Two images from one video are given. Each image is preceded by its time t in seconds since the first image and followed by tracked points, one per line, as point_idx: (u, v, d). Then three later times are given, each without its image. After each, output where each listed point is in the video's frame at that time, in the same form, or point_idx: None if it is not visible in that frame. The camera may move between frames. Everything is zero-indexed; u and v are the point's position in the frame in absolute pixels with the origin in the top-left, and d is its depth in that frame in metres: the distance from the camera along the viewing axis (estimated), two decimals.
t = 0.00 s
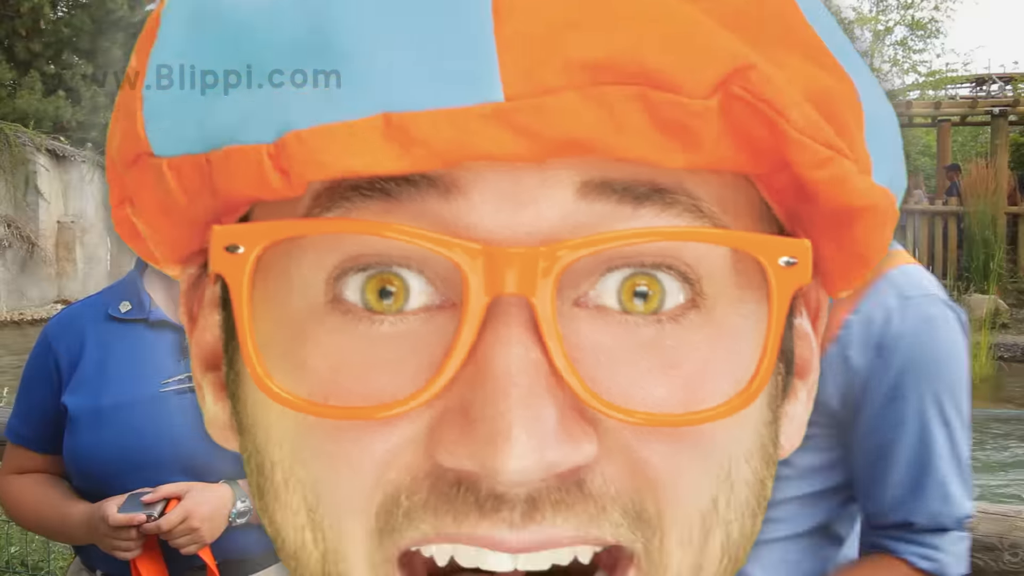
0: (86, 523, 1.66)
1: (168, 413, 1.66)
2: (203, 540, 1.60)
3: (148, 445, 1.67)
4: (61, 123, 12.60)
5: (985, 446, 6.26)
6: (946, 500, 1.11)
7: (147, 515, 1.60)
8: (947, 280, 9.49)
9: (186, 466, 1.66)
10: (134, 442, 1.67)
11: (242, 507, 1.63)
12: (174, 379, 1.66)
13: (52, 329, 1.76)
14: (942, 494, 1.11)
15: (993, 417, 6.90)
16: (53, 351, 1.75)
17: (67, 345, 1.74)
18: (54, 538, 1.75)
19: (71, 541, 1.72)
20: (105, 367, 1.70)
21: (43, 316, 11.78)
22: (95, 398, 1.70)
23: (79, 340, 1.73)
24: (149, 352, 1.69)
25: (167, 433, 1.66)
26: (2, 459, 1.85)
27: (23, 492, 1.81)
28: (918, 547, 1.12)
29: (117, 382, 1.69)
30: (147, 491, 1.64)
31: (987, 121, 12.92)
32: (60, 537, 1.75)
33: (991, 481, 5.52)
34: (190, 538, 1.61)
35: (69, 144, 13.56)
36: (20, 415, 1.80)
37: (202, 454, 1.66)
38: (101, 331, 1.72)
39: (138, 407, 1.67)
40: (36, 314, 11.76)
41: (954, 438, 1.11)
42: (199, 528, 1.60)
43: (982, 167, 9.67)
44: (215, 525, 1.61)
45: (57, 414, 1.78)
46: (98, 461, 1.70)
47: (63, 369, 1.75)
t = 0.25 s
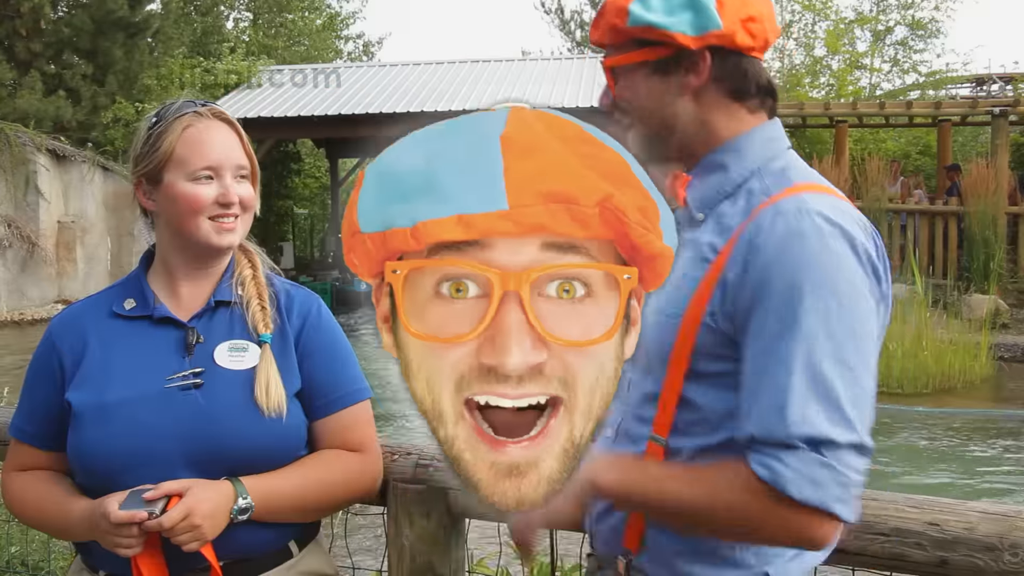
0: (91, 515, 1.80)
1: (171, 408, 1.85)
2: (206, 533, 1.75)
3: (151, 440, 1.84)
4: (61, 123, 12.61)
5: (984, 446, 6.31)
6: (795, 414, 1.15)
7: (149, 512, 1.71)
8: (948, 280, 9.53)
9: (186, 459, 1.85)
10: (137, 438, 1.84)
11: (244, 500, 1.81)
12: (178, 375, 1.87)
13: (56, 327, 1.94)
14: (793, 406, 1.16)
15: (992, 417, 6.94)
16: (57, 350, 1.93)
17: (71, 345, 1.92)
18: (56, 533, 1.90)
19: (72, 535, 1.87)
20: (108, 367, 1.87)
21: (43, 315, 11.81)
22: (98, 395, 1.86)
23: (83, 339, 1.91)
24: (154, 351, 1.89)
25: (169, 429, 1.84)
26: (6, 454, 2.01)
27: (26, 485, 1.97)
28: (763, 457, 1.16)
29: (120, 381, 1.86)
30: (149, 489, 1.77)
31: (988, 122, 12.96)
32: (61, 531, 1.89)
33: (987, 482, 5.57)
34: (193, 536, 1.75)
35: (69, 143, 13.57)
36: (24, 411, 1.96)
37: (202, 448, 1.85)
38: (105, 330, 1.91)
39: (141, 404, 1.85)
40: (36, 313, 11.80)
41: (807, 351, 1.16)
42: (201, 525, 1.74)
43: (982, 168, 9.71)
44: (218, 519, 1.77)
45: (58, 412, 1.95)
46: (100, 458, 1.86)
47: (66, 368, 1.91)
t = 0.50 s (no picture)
0: (99, 515, 1.80)
1: (179, 408, 1.84)
2: (212, 532, 1.78)
3: (158, 441, 1.84)
4: (62, 123, 12.63)
5: (985, 447, 6.31)
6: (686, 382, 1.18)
7: (157, 511, 1.73)
8: (949, 280, 9.53)
9: (195, 459, 1.85)
10: (144, 439, 1.83)
11: (251, 499, 1.82)
12: (186, 376, 1.86)
13: (62, 328, 1.93)
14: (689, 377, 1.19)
15: (994, 417, 6.94)
16: (63, 351, 1.91)
17: (78, 346, 1.90)
18: (64, 532, 1.90)
19: (81, 535, 1.86)
20: (114, 368, 1.86)
21: (44, 315, 11.83)
22: (105, 396, 1.84)
23: (90, 340, 1.90)
24: (161, 351, 1.88)
25: (176, 430, 1.84)
26: (13, 455, 1.99)
27: (34, 485, 1.96)
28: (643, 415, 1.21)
29: (127, 382, 1.85)
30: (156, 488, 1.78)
31: (989, 122, 12.95)
32: (69, 531, 1.89)
33: (988, 483, 5.57)
34: (200, 534, 1.77)
35: (70, 143, 13.58)
36: (29, 413, 1.94)
37: (210, 448, 1.85)
38: (111, 330, 1.90)
39: (149, 405, 1.84)
40: (37, 313, 11.82)
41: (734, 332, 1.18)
42: (209, 522, 1.77)
43: (983, 168, 9.70)
44: (224, 517, 1.79)
45: (64, 413, 1.93)
46: (107, 460, 1.85)
47: (73, 369, 1.89)
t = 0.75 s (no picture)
0: (106, 514, 1.80)
1: (186, 409, 1.84)
2: (221, 532, 1.76)
3: (165, 442, 1.84)
4: (66, 123, 12.68)
5: (989, 448, 6.29)
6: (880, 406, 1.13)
7: (165, 510, 1.72)
8: (953, 281, 9.51)
9: (202, 461, 1.85)
10: (152, 440, 1.84)
11: (258, 498, 1.81)
12: (194, 377, 1.86)
13: (67, 329, 1.93)
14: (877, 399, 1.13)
15: (999, 418, 6.92)
16: (69, 352, 1.91)
17: (84, 347, 1.91)
18: (70, 533, 1.90)
19: (88, 536, 1.86)
20: (123, 370, 1.87)
21: (49, 315, 11.88)
22: (112, 398, 1.85)
23: (96, 341, 1.90)
24: (169, 352, 1.89)
25: (183, 430, 1.84)
26: (18, 455, 2.00)
27: (40, 486, 1.97)
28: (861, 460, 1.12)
29: (135, 383, 1.86)
30: (163, 488, 1.77)
31: (994, 122, 12.93)
32: (76, 531, 1.89)
33: (994, 485, 5.55)
34: (209, 533, 1.75)
35: (75, 143, 13.62)
36: (35, 415, 1.94)
37: (218, 449, 1.84)
38: (118, 331, 1.91)
39: (156, 406, 1.84)
40: (42, 313, 11.86)
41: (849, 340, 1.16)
42: (217, 522, 1.75)
43: (988, 168, 9.68)
44: (232, 516, 1.77)
45: (71, 414, 1.93)
46: (114, 460, 1.85)
47: (79, 370, 1.90)
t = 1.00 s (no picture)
0: (117, 515, 1.78)
1: (196, 407, 1.83)
2: (234, 527, 1.75)
3: (175, 440, 1.82)
4: (72, 123, 12.69)
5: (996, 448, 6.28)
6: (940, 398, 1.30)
7: (178, 506, 1.70)
8: (959, 281, 9.49)
9: (214, 457, 1.83)
10: (162, 439, 1.82)
11: (270, 494, 1.80)
12: (204, 374, 1.85)
13: (72, 329, 1.90)
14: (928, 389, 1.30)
15: (1005, 418, 6.91)
16: (74, 353, 1.88)
17: (90, 348, 1.88)
18: (79, 534, 1.88)
19: (97, 537, 1.84)
20: (131, 370, 1.85)
21: (55, 315, 11.90)
22: (122, 397, 1.83)
23: (102, 342, 1.88)
24: (178, 350, 1.87)
25: (195, 428, 1.82)
26: (21, 457, 1.97)
27: (46, 489, 1.94)
28: (949, 456, 1.27)
29: (144, 382, 1.84)
30: (175, 485, 1.75)
31: (1000, 122, 12.90)
32: (86, 533, 1.86)
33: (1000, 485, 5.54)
34: (222, 528, 1.73)
35: (81, 143, 13.63)
36: (41, 416, 1.91)
37: (231, 447, 1.83)
38: (125, 331, 1.89)
39: (165, 405, 1.83)
40: (48, 313, 11.88)
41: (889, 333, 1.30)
42: (230, 517, 1.73)
43: (994, 168, 9.66)
44: (245, 511, 1.76)
45: (77, 415, 1.90)
46: (123, 460, 1.83)
47: (85, 372, 1.87)
